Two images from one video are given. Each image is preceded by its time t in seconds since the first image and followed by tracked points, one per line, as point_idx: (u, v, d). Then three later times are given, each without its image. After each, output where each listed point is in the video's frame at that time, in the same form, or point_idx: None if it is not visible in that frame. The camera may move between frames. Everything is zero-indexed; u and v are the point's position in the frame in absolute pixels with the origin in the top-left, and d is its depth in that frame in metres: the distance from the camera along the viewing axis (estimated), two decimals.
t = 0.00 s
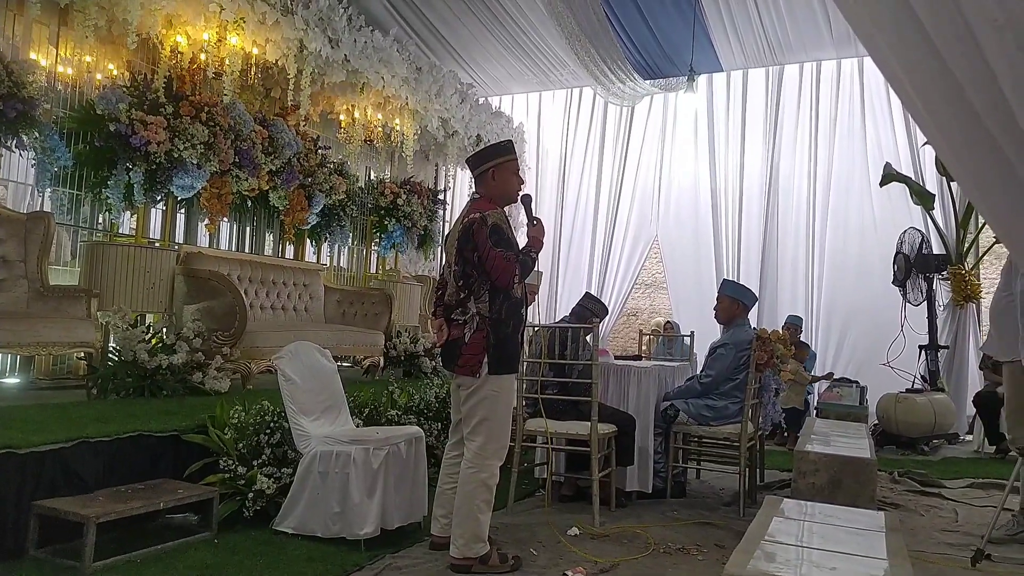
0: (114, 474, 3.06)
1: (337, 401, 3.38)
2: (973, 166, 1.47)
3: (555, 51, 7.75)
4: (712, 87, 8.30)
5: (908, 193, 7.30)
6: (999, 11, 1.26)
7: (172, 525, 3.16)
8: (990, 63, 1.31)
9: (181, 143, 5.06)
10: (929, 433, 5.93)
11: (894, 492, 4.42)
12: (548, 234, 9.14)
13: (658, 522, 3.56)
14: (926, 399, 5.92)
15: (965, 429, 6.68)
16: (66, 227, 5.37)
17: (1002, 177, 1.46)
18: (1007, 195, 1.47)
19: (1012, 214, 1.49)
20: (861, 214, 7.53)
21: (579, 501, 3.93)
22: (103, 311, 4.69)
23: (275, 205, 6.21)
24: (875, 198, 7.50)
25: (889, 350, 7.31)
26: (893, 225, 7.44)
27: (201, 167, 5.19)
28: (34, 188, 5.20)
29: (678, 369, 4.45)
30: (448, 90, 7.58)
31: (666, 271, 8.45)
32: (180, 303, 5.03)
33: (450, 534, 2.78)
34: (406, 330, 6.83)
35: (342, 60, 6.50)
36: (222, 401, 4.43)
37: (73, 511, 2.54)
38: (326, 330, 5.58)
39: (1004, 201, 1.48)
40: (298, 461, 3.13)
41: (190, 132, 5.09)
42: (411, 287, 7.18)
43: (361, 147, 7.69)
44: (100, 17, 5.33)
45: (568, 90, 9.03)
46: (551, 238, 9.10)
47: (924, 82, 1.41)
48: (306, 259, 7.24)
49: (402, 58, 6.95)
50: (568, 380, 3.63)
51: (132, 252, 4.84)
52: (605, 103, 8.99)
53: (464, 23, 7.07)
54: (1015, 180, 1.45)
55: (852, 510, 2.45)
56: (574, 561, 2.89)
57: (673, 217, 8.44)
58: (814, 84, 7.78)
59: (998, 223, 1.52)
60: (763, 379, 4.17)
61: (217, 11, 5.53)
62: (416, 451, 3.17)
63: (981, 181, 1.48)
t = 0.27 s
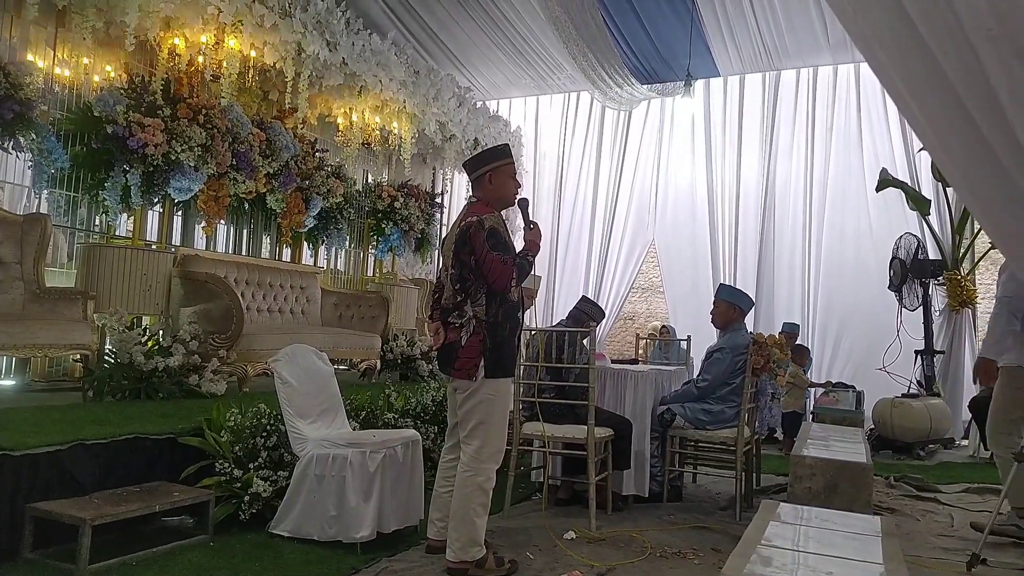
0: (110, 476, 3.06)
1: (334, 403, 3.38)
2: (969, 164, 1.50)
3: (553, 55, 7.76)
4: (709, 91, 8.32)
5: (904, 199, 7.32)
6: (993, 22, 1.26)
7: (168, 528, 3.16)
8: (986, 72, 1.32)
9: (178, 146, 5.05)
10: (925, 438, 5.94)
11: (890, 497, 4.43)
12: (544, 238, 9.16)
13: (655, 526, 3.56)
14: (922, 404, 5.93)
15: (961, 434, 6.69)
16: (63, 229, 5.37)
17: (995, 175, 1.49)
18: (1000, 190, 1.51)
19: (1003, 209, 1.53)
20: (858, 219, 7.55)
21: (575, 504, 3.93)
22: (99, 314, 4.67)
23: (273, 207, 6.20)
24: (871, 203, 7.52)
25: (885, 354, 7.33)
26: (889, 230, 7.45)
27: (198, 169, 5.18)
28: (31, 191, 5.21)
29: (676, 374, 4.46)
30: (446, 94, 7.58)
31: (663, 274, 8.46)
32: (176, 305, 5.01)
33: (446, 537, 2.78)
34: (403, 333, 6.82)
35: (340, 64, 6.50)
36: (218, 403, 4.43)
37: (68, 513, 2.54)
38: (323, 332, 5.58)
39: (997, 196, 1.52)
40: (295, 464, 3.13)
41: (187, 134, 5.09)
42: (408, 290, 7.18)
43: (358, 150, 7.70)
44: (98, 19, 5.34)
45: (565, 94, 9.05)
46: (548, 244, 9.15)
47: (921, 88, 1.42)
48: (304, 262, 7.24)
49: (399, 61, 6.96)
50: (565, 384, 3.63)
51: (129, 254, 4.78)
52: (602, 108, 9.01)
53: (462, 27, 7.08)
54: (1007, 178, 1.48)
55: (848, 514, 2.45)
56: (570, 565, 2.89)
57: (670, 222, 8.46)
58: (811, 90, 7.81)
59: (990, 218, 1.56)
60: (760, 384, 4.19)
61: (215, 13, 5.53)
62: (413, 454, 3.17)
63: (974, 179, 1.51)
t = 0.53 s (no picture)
0: (103, 478, 3.04)
1: (328, 403, 3.37)
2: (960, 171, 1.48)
3: (545, 54, 7.76)
4: (700, 89, 8.34)
5: (896, 195, 7.34)
6: (980, 18, 1.30)
7: (161, 529, 3.14)
8: (975, 67, 1.33)
9: (169, 146, 5.03)
10: (918, 433, 5.97)
11: (884, 492, 4.44)
12: (538, 237, 9.15)
13: (649, 523, 3.56)
14: (914, 400, 5.96)
15: (953, 429, 6.72)
16: (54, 230, 5.34)
17: (987, 182, 1.47)
18: (992, 199, 1.49)
19: (997, 220, 1.51)
20: (849, 215, 7.58)
21: (570, 502, 3.93)
22: (91, 315, 4.66)
23: (264, 207, 6.18)
24: (862, 199, 7.55)
25: (877, 350, 7.35)
26: (880, 226, 7.48)
27: (190, 169, 5.16)
28: (21, 191, 5.17)
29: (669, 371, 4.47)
30: (438, 92, 7.57)
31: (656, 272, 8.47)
32: (168, 306, 5.02)
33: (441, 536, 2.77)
34: (396, 332, 6.81)
35: (331, 63, 6.49)
36: (211, 404, 4.41)
37: (61, 515, 2.52)
38: (316, 332, 5.57)
39: (991, 205, 1.49)
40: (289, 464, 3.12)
41: (178, 134, 5.08)
42: (402, 289, 7.17)
43: (350, 150, 7.69)
44: (87, 19, 5.32)
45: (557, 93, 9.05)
46: (542, 241, 9.11)
47: (914, 87, 1.43)
48: (296, 261, 7.22)
49: (391, 60, 6.94)
50: (559, 382, 3.63)
51: (120, 254, 4.78)
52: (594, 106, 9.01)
53: (453, 26, 7.07)
54: (1000, 185, 1.46)
55: (841, 509, 2.46)
56: (565, 562, 2.89)
57: (662, 219, 8.47)
58: (802, 87, 7.83)
59: (984, 229, 1.53)
60: (753, 380, 4.19)
61: (205, 13, 5.51)
62: (408, 453, 3.15)
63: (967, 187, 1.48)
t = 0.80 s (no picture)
0: (102, 480, 3.04)
1: (327, 405, 3.37)
2: (959, 172, 1.48)
3: (545, 56, 7.76)
4: (700, 91, 8.35)
5: (895, 199, 7.35)
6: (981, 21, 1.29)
7: (160, 530, 3.14)
8: (973, 70, 1.33)
9: (169, 146, 5.03)
10: (916, 436, 5.97)
11: (883, 495, 4.44)
12: (537, 238, 9.15)
13: (648, 525, 3.56)
14: (913, 403, 5.96)
15: (952, 433, 6.72)
16: (53, 231, 5.33)
17: (985, 184, 1.48)
18: (989, 199, 1.49)
19: (996, 220, 1.51)
20: (848, 218, 7.59)
21: (569, 505, 3.93)
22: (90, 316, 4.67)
23: (264, 208, 6.19)
24: (861, 202, 7.56)
25: (876, 352, 7.35)
26: (880, 229, 7.48)
27: (190, 170, 5.16)
28: (20, 191, 5.15)
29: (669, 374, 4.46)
30: (438, 94, 7.57)
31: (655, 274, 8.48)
32: (168, 307, 5.01)
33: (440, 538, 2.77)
34: (395, 333, 6.81)
35: (331, 64, 6.48)
36: (210, 405, 4.41)
37: (59, 516, 2.52)
38: (316, 334, 5.57)
39: (988, 206, 1.50)
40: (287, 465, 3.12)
41: (178, 135, 5.07)
42: (401, 291, 7.17)
43: (350, 151, 7.70)
44: (87, 19, 5.32)
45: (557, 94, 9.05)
46: (541, 243, 9.09)
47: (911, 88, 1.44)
48: (296, 263, 7.22)
49: (391, 61, 6.94)
50: (558, 384, 3.63)
51: (119, 255, 4.78)
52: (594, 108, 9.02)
53: (453, 27, 7.07)
54: (997, 185, 1.47)
55: (840, 513, 2.46)
56: (564, 565, 2.89)
57: (662, 221, 8.47)
58: (802, 90, 7.84)
59: (981, 228, 1.54)
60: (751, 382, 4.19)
61: (205, 14, 5.51)
62: (406, 455, 3.14)
63: (965, 187, 1.49)
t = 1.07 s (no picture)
0: (100, 479, 3.03)
1: (325, 404, 3.37)
2: (956, 167, 1.49)
3: (542, 54, 7.75)
4: (698, 88, 8.35)
5: (892, 195, 7.35)
6: (975, 17, 1.29)
7: (159, 530, 3.14)
8: (971, 68, 1.33)
9: (165, 145, 5.01)
10: (914, 432, 5.98)
11: (881, 491, 4.45)
12: (535, 236, 9.18)
13: (647, 522, 3.56)
14: (911, 399, 5.96)
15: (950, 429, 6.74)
16: (50, 230, 5.32)
17: (981, 177, 1.49)
18: (985, 193, 1.50)
19: (992, 213, 1.52)
20: (846, 215, 7.59)
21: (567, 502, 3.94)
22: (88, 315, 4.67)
23: (261, 207, 6.19)
24: (858, 198, 7.56)
25: (874, 349, 7.36)
26: (877, 225, 7.48)
27: (186, 169, 5.15)
28: (17, 192, 5.18)
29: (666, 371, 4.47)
30: (435, 92, 7.56)
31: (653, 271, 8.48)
32: (165, 307, 5.00)
33: (439, 537, 2.77)
34: (394, 332, 6.80)
35: (328, 62, 6.47)
36: (208, 404, 4.41)
37: (58, 516, 2.52)
38: (314, 332, 5.57)
39: (985, 199, 1.51)
40: (286, 464, 3.12)
41: (174, 134, 5.06)
42: (399, 289, 7.17)
43: (347, 150, 7.69)
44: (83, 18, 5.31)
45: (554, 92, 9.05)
46: (539, 241, 9.12)
47: (909, 88, 1.43)
48: (294, 261, 7.22)
49: (388, 60, 6.93)
50: (556, 382, 3.63)
51: (116, 255, 4.73)
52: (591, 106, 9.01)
53: (450, 25, 7.06)
54: (994, 179, 1.48)
55: (839, 509, 2.46)
56: (563, 562, 2.89)
57: (660, 219, 8.47)
58: (799, 87, 7.84)
59: (978, 222, 1.55)
60: (749, 379, 4.19)
61: (201, 12, 5.49)
62: (404, 453, 3.16)
63: (962, 182, 1.50)
